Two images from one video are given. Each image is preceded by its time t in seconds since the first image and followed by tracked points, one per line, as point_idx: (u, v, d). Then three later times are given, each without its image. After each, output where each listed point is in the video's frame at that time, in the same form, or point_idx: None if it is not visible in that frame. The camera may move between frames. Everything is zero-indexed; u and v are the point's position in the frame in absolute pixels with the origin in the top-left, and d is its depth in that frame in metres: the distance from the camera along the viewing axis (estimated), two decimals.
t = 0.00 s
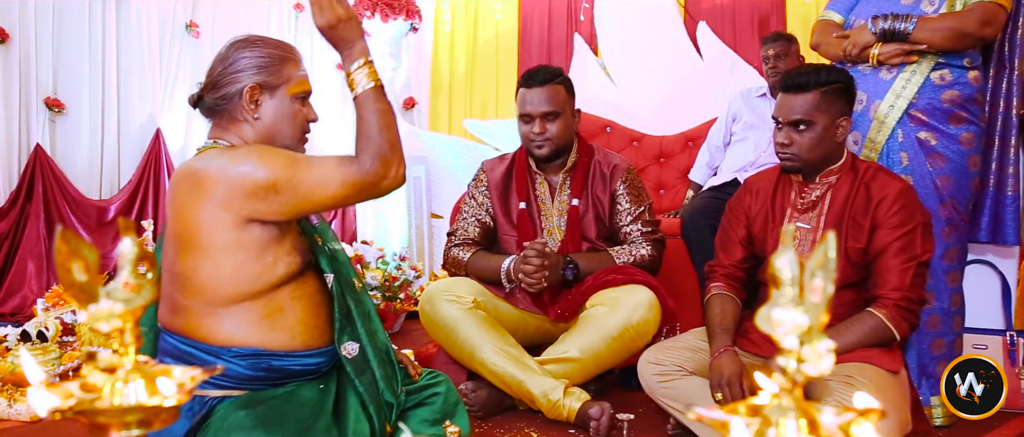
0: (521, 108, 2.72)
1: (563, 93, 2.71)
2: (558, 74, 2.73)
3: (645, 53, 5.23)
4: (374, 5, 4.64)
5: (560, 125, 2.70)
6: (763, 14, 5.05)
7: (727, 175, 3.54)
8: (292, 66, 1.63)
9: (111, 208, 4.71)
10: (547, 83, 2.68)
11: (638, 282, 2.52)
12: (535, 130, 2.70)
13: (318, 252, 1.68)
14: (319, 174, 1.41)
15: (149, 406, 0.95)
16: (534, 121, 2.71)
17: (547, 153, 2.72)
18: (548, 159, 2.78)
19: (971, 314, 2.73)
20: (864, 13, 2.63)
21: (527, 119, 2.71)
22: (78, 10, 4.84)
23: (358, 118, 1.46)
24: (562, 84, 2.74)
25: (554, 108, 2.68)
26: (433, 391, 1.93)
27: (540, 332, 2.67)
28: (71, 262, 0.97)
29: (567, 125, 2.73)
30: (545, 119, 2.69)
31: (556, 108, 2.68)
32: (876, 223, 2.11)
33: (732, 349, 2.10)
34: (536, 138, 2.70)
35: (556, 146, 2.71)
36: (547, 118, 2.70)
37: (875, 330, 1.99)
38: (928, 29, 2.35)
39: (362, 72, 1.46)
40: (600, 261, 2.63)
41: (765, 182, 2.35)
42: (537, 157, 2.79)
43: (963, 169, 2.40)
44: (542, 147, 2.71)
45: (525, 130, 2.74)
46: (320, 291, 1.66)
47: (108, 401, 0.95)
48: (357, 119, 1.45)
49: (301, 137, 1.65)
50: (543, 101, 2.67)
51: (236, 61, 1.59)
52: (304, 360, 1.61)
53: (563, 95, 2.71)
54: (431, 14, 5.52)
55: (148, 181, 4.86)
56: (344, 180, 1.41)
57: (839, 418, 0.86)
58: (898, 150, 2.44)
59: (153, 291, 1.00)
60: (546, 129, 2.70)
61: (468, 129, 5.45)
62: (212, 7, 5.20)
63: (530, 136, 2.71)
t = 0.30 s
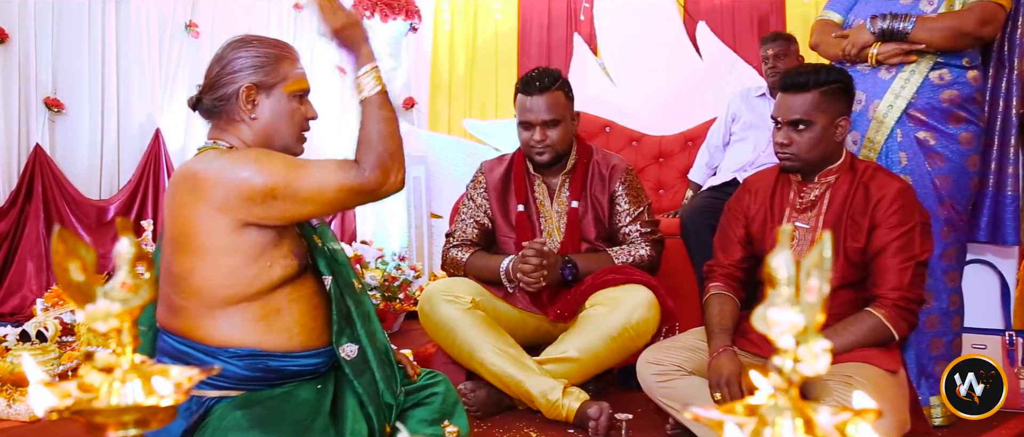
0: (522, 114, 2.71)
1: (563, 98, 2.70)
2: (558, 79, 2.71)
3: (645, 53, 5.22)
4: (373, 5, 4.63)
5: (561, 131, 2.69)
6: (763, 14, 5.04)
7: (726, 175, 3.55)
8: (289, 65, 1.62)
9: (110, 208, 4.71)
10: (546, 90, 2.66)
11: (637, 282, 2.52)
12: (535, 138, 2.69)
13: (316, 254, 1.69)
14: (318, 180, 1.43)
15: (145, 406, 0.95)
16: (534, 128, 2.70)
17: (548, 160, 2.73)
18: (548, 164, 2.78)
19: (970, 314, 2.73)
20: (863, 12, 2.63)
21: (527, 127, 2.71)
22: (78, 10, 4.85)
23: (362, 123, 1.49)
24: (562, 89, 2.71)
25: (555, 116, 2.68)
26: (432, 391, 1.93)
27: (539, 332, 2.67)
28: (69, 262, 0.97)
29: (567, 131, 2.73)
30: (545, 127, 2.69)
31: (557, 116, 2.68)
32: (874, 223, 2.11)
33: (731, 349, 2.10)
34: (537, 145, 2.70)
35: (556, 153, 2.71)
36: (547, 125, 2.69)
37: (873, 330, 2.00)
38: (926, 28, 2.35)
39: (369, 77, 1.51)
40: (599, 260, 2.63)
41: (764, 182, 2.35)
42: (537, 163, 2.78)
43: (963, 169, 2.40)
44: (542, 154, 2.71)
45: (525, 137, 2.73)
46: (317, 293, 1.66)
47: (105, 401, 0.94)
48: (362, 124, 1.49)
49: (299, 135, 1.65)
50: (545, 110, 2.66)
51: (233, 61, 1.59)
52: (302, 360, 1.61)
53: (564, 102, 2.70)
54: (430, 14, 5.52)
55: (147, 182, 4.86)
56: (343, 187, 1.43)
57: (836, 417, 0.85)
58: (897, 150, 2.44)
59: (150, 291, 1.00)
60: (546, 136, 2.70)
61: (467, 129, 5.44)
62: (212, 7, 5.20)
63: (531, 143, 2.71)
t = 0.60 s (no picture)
0: (523, 109, 2.71)
1: (565, 95, 2.71)
2: (560, 76, 2.72)
3: (644, 53, 5.22)
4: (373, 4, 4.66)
5: (561, 127, 2.70)
6: (762, 13, 5.04)
7: (725, 174, 3.55)
8: (287, 64, 1.62)
9: (110, 208, 4.71)
10: (549, 86, 2.67)
11: (635, 282, 2.52)
12: (536, 132, 2.70)
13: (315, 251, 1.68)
14: (310, 170, 1.41)
15: (143, 405, 0.94)
16: (535, 122, 2.71)
17: (548, 154, 2.73)
18: (548, 160, 2.78)
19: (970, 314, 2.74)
20: (861, 12, 2.63)
21: (529, 120, 2.71)
22: (78, 10, 4.85)
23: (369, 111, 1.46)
24: (563, 86, 2.72)
25: (556, 111, 2.68)
26: (431, 391, 1.93)
27: (538, 331, 2.67)
28: (65, 262, 0.97)
29: (567, 126, 2.73)
30: (546, 120, 2.69)
31: (558, 111, 2.68)
32: (873, 222, 2.11)
33: (730, 349, 2.10)
34: (538, 139, 2.70)
35: (556, 147, 2.72)
36: (549, 120, 2.70)
37: (872, 330, 2.00)
38: (925, 28, 2.35)
39: (388, 61, 1.46)
40: (597, 260, 2.64)
41: (762, 181, 2.35)
42: (536, 158, 2.79)
43: (962, 169, 2.40)
44: (543, 148, 2.71)
45: (526, 132, 2.73)
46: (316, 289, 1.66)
47: (103, 401, 0.94)
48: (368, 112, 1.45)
49: (296, 135, 1.64)
50: (546, 103, 2.67)
51: (230, 61, 1.59)
52: (301, 359, 1.61)
53: (565, 97, 2.71)
54: (429, 14, 5.52)
55: (146, 181, 4.86)
56: (335, 174, 1.40)
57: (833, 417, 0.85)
58: (896, 149, 2.45)
59: (148, 291, 0.99)
60: (548, 131, 2.70)
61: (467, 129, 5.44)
62: (212, 7, 5.20)
63: (531, 137, 2.71)
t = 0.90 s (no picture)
0: (524, 109, 2.70)
1: (566, 96, 2.71)
2: (562, 76, 2.72)
3: (643, 52, 5.23)
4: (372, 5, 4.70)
5: (562, 127, 2.70)
6: (762, 14, 5.04)
7: (724, 174, 3.55)
8: (293, 72, 1.60)
9: (109, 208, 4.71)
10: (550, 87, 2.67)
11: (634, 282, 2.52)
12: (537, 132, 2.69)
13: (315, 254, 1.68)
14: (304, 181, 1.41)
15: (140, 405, 0.93)
16: (536, 123, 2.71)
17: (548, 155, 2.73)
18: (548, 160, 2.79)
19: (969, 314, 2.74)
20: (859, 12, 2.63)
21: (530, 121, 2.71)
22: (78, 10, 4.85)
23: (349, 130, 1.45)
24: (565, 86, 2.72)
25: (556, 111, 2.68)
26: (430, 391, 1.93)
27: (537, 331, 2.67)
28: (62, 261, 0.97)
29: (568, 127, 2.74)
30: (548, 121, 2.69)
31: (559, 111, 2.68)
32: (872, 222, 2.11)
33: (728, 349, 2.10)
34: (539, 140, 2.70)
35: (557, 148, 2.72)
36: (550, 120, 2.70)
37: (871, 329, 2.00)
38: (923, 27, 2.35)
39: (343, 84, 1.45)
40: (596, 260, 2.64)
41: (761, 181, 2.36)
42: (537, 158, 2.79)
43: (960, 169, 2.40)
44: (544, 149, 2.71)
45: (527, 132, 2.73)
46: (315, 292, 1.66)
47: (99, 401, 0.93)
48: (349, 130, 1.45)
49: (296, 144, 1.62)
50: (547, 104, 2.66)
51: (238, 64, 1.59)
52: (300, 360, 1.62)
53: (567, 98, 2.71)
54: (429, 14, 5.52)
55: (146, 181, 4.86)
56: (327, 185, 1.41)
57: (828, 416, 0.85)
58: (895, 149, 2.44)
59: (145, 291, 0.99)
60: (549, 131, 2.70)
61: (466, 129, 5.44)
62: (211, 7, 5.21)
63: (532, 137, 2.71)
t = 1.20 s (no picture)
0: (527, 109, 2.70)
1: (568, 97, 2.70)
2: (563, 77, 2.72)
3: (642, 52, 5.23)
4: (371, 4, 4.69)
5: (564, 127, 2.70)
6: (761, 12, 4.99)
7: (723, 174, 3.56)
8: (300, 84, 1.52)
9: (109, 207, 4.71)
10: (553, 86, 2.67)
11: (633, 282, 2.53)
12: (539, 132, 2.69)
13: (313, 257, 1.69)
14: (269, 207, 1.37)
15: (135, 404, 0.92)
16: (538, 123, 2.70)
17: (550, 155, 2.73)
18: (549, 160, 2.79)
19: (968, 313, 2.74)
20: (858, 12, 2.64)
21: (532, 121, 2.71)
22: (77, 10, 4.83)
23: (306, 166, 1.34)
24: (567, 87, 2.72)
25: (558, 112, 2.68)
26: (428, 390, 1.93)
27: (536, 331, 2.67)
28: (57, 262, 0.95)
29: (570, 127, 2.74)
30: (549, 121, 2.69)
31: (562, 111, 2.68)
32: (870, 222, 2.11)
33: (726, 349, 2.10)
34: (540, 140, 2.70)
35: (558, 148, 2.72)
36: (552, 120, 2.70)
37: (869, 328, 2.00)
38: (921, 27, 2.35)
39: (303, 124, 1.35)
40: (594, 260, 2.64)
41: (759, 181, 2.36)
42: (536, 157, 2.79)
43: (959, 169, 2.40)
44: (545, 149, 2.71)
45: (528, 132, 2.73)
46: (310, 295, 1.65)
47: (94, 400, 0.92)
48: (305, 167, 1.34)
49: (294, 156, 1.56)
50: (550, 104, 2.66)
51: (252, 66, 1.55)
52: (297, 360, 1.62)
53: (569, 99, 2.70)
54: (427, 14, 5.53)
55: (146, 181, 4.86)
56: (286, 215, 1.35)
57: (822, 416, 0.84)
58: (894, 149, 2.44)
59: (141, 291, 0.98)
60: (550, 131, 2.70)
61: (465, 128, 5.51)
62: (210, 7, 5.22)
63: (533, 137, 2.71)
